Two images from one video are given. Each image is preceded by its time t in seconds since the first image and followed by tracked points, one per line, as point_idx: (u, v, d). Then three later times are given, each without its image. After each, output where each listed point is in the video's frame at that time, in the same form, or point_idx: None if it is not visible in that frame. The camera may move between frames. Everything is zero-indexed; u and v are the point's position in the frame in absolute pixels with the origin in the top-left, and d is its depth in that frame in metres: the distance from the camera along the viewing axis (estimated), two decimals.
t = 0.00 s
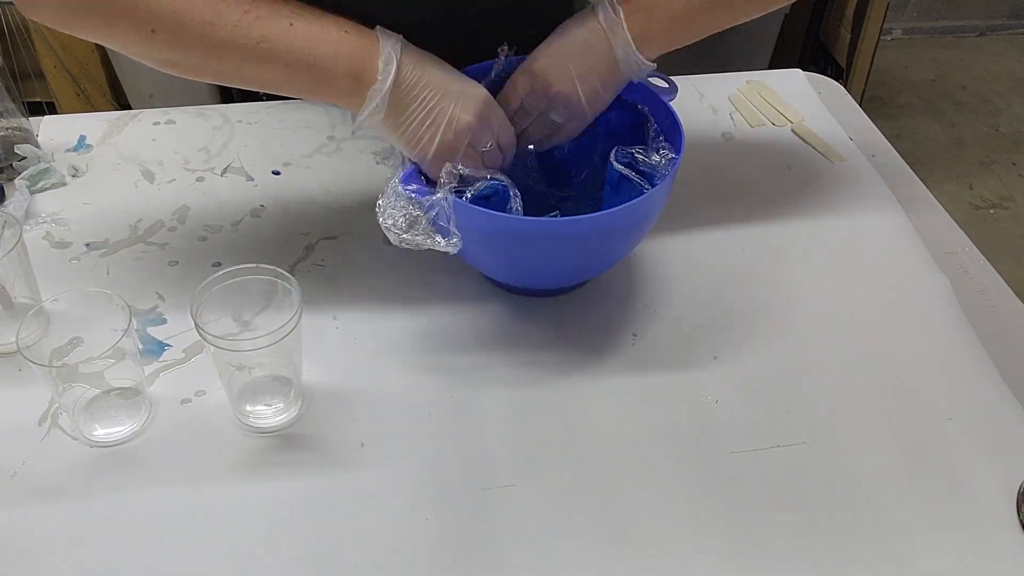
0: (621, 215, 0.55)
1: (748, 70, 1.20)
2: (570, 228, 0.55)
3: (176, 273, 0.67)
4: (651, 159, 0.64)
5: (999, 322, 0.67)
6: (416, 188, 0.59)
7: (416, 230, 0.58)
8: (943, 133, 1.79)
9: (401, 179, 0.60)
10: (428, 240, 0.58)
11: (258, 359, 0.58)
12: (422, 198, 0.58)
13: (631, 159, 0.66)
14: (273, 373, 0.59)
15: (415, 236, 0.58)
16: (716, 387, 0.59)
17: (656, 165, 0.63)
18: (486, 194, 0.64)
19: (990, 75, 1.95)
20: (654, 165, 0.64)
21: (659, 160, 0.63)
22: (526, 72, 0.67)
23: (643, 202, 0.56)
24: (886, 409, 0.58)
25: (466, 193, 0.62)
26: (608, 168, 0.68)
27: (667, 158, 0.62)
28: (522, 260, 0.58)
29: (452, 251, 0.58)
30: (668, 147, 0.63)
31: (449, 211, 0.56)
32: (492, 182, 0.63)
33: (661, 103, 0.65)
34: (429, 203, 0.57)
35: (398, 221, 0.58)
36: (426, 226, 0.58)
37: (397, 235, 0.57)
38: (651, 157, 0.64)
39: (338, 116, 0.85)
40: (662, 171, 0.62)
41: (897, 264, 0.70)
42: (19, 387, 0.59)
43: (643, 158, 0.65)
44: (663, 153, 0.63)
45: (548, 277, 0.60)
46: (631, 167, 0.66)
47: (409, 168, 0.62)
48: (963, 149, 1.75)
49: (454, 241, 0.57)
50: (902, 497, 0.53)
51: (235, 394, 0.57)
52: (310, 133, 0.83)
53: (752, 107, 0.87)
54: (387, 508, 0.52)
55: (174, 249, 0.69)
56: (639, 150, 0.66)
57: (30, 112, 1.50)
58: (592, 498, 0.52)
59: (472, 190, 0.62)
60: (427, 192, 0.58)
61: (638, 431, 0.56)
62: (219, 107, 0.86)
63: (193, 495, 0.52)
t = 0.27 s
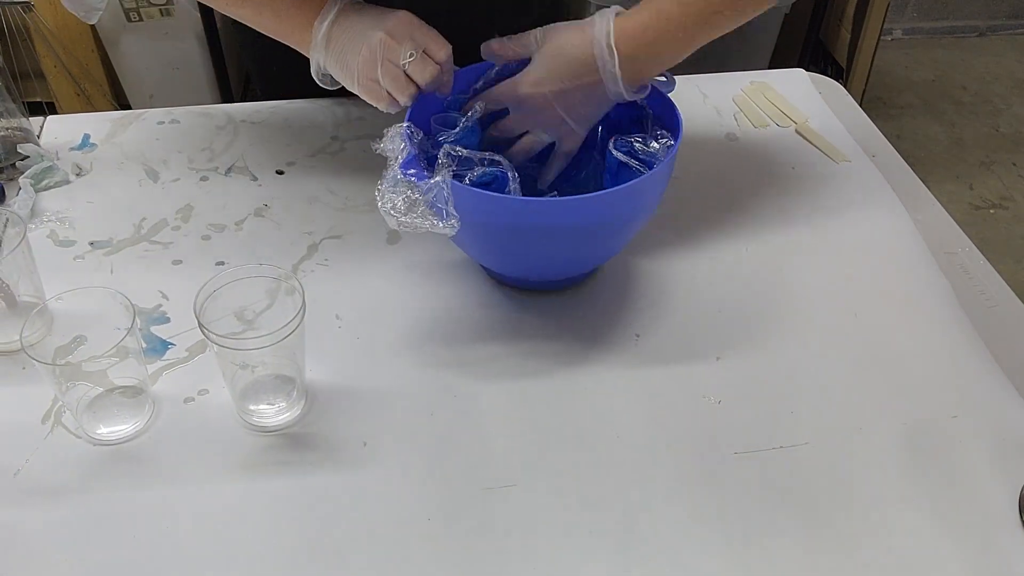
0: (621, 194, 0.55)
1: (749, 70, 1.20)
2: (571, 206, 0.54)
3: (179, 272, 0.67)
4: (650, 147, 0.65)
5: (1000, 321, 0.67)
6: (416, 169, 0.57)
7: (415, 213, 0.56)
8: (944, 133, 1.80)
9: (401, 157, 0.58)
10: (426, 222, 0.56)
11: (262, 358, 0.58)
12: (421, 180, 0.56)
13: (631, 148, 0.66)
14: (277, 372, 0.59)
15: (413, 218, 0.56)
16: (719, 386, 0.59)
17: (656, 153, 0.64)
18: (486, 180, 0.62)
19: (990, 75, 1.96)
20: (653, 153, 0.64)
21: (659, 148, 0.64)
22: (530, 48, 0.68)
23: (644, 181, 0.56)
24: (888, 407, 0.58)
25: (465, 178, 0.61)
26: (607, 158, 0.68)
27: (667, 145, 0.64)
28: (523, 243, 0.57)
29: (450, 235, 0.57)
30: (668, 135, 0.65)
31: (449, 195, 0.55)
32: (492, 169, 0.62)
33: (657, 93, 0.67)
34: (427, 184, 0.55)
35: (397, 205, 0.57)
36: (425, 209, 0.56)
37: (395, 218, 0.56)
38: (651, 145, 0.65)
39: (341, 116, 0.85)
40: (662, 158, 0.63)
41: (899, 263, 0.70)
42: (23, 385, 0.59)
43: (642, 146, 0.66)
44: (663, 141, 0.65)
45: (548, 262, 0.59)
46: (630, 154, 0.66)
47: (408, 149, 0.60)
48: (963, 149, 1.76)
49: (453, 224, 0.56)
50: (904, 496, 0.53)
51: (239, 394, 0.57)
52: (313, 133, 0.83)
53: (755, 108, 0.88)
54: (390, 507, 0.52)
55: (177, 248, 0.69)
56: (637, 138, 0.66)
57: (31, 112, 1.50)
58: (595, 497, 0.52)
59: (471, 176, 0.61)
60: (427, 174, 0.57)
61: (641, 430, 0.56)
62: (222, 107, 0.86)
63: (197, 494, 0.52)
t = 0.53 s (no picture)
0: (627, 214, 0.56)
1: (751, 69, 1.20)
2: (577, 224, 0.55)
3: (181, 270, 0.67)
4: (657, 158, 0.65)
5: (1000, 321, 0.67)
6: (424, 180, 0.57)
7: (423, 224, 0.57)
8: (943, 133, 1.80)
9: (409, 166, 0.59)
10: (435, 234, 0.57)
11: (264, 355, 0.58)
12: (428, 191, 0.56)
13: (637, 158, 0.67)
14: (279, 370, 0.59)
15: (421, 230, 0.57)
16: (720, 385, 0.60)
17: (663, 164, 0.63)
18: (492, 190, 0.63)
19: (990, 75, 1.96)
20: (659, 164, 0.64)
21: (665, 158, 0.63)
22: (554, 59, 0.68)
23: (650, 202, 0.56)
24: (889, 407, 0.58)
25: (472, 188, 0.61)
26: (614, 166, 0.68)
27: (674, 156, 0.62)
28: (528, 255, 0.58)
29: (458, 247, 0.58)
30: (673, 145, 0.63)
31: (457, 207, 0.56)
32: (499, 177, 0.63)
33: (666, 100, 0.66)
34: (435, 197, 0.55)
35: (404, 215, 0.57)
36: (433, 221, 0.57)
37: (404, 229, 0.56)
38: (658, 156, 0.64)
39: (343, 114, 0.85)
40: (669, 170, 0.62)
41: (899, 263, 0.70)
42: (26, 382, 0.59)
43: (649, 157, 0.65)
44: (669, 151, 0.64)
45: (549, 273, 0.60)
46: (636, 165, 0.66)
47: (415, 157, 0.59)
48: (963, 149, 1.76)
49: (461, 236, 0.57)
50: (905, 496, 0.53)
51: (241, 390, 0.57)
52: (316, 132, 0.83)
53: (757, 107, 0.88)
54: (392, 506, 0.52)
55: (179, 246, 0.69)
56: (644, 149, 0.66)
57: (31, 111, 1.50)
58: (598, 496, 0.53)
59: (478, 186, 0.62)
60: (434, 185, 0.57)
61: (644, 429, 0.56)
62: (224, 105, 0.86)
63: (199, 491, 0.52)
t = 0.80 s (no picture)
0: (627, 218, 0.56)
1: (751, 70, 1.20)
2: (577, 228, 0.55)
3: (182, 271, 0.67)
4: (657, 162, 0.65)
5: (1000, 322, 0.67)
6: (425, 184, 0.58)
7: (424, 228, 0.58)
8: (943, 133, 1.80)
9: (411, 169, 0.59)
10: (435, 238, 0.58)
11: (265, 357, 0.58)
12: (429, 195, 0.57)
13: (638, 162, 0.66)
14: (279, 371, 0.59)
15: (422, 234, 0.58)
16: (721, 387, 0.60)
17: (664, 167, 0.64)
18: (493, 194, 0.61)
19: (989, 75, 1.97)
20: (660, 167, 0.65)
21: (666, 162, 0.65)
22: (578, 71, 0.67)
23: (649, 206, 0.56)
24: (889, 408, 0.58)
25: (473, 192, 0.61)
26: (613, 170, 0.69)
27: (675, 160, 0.64)
28: (529, 259, 0.58)
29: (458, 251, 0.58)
30: (676, 151, 0.65)
31: (457, 211, 0.56)
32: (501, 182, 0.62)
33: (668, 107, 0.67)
34: (436, 202, 0.56)
35: (405, 219, 0.58)
36: (434, 225, 0.57)
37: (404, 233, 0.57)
38: (658, 160, 0.65)
39: (344, 115, 0.85)
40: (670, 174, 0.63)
41: (899, 263, 0.70)
42: (26, 383, 0.59)
43: (649, 160, 0.66)
44: (670, 156, 0.65)
45: (549, 277, 0.60)
46: (636, 169, 0.66)
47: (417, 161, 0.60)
48: (962, 150, 1.76)
49: (461, 240, 0.57)
50: (904, 496, 0.53)
51: (242, 392, 0.57)
52: (316, 132, 0.83)
53: (758, 107, 0.88)
54: (392, 507, 0.52)
55: (179, 247, 0.69)
56: (644, 152, 0.67)
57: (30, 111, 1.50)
58: (599, 497, 0.53)
59: (479, 190, 0.61)
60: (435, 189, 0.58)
61: (645, 430, 0.57)
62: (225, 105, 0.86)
63: (200, 492, 0.52)
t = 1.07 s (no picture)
0: (626, 217, 0.55)
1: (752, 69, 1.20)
2: (576, 227, 0.54)
3: (181, 271, 0.67)
4: (657, 161, 0.64)
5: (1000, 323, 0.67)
6: (425, 185, 0.57)
7: (427, 230, 0.57)
8: (944, 133, 1.80)
9: (410, 171, 0.59)
10: (440, 238, 0.57)
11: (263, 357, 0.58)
12: (430, 195, 0.56)
13: (638, 161, 0.66)
14: (278, 372, 0.59)
15: (427, 235, 0.56)
16: (721, 388, 0.59)
17: (662, 167, 0.63)
18: (494, 194, 0.63)
19: (990, 75, 1.96)
20: (659, 167, 0.63)
21: (665, 162, 0.63)
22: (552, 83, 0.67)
23: (649, 205, 0.56)
24: (890, 409, 0.58)
25: (472, 191, 0.62)
26: (615, 170, 0.68)
27: (674, 159, 0.62)
28: (530, 258, 0.58)
29: (466, 249, 0.57)
30: (675, 149, 0.63)
31: (458, 212, 0.55)
32: (501, 182, 0.62)
33: (667, 105, 0.65)
34: (437, 203, 0.55)
35: (409, 221, 0.57)
36: (436, 226, 0.56)
37: (410, 236, 0.56)
38: (658, 159, 0.64)
39: (343, 115, 0.85)
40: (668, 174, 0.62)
41: (899, 264, 0.70)
42: (24, 383, 0.59)
43: (649, 159, 0.65)
44: (670, 155, 0.63)
45: (549, 277, 0.60)
46: (636, 168, 0.66)
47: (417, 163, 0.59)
48: (963, 150, 1.76)
49: (467, 240, 0.57)
50: (905, 498, 0.53)
51: (240, 393, 0.57)
52: (316, 132, 0.83)
53: (758, 108, 0.88)
54: (392, 508, 0.52)
55: (178, 247, 0.69)
56: (645, 151, 0.66)
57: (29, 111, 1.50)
58: (598, 498, 0.52)
59: (479, 189, 0.62)
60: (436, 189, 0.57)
61: (644, 430, 0.56)
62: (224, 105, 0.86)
63: (198, 494, 0.52)
